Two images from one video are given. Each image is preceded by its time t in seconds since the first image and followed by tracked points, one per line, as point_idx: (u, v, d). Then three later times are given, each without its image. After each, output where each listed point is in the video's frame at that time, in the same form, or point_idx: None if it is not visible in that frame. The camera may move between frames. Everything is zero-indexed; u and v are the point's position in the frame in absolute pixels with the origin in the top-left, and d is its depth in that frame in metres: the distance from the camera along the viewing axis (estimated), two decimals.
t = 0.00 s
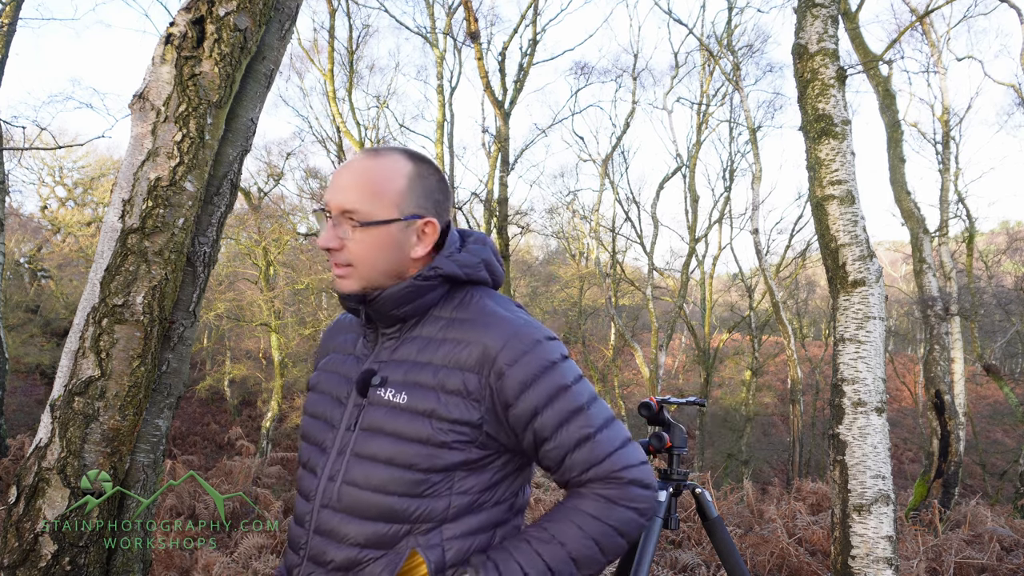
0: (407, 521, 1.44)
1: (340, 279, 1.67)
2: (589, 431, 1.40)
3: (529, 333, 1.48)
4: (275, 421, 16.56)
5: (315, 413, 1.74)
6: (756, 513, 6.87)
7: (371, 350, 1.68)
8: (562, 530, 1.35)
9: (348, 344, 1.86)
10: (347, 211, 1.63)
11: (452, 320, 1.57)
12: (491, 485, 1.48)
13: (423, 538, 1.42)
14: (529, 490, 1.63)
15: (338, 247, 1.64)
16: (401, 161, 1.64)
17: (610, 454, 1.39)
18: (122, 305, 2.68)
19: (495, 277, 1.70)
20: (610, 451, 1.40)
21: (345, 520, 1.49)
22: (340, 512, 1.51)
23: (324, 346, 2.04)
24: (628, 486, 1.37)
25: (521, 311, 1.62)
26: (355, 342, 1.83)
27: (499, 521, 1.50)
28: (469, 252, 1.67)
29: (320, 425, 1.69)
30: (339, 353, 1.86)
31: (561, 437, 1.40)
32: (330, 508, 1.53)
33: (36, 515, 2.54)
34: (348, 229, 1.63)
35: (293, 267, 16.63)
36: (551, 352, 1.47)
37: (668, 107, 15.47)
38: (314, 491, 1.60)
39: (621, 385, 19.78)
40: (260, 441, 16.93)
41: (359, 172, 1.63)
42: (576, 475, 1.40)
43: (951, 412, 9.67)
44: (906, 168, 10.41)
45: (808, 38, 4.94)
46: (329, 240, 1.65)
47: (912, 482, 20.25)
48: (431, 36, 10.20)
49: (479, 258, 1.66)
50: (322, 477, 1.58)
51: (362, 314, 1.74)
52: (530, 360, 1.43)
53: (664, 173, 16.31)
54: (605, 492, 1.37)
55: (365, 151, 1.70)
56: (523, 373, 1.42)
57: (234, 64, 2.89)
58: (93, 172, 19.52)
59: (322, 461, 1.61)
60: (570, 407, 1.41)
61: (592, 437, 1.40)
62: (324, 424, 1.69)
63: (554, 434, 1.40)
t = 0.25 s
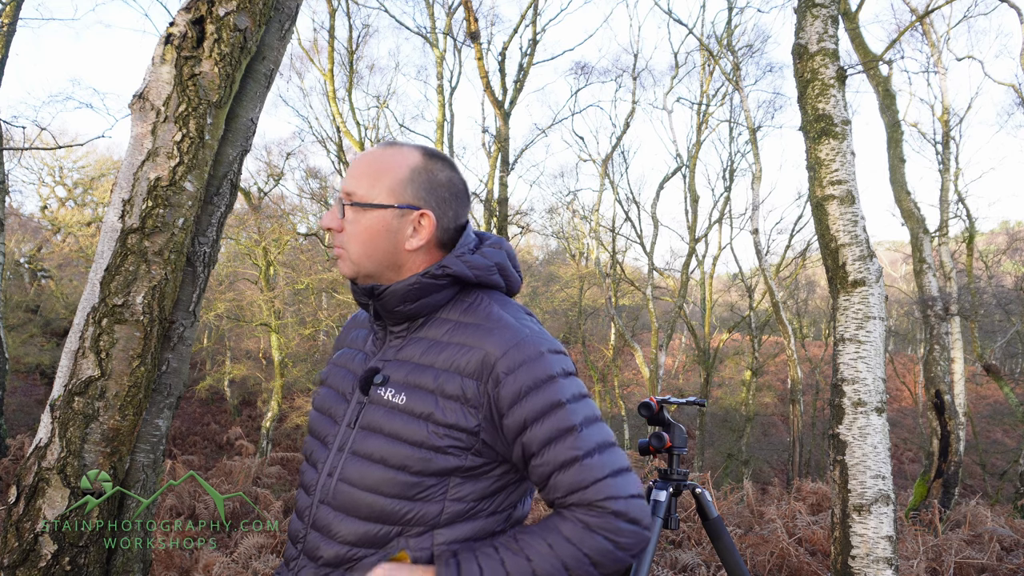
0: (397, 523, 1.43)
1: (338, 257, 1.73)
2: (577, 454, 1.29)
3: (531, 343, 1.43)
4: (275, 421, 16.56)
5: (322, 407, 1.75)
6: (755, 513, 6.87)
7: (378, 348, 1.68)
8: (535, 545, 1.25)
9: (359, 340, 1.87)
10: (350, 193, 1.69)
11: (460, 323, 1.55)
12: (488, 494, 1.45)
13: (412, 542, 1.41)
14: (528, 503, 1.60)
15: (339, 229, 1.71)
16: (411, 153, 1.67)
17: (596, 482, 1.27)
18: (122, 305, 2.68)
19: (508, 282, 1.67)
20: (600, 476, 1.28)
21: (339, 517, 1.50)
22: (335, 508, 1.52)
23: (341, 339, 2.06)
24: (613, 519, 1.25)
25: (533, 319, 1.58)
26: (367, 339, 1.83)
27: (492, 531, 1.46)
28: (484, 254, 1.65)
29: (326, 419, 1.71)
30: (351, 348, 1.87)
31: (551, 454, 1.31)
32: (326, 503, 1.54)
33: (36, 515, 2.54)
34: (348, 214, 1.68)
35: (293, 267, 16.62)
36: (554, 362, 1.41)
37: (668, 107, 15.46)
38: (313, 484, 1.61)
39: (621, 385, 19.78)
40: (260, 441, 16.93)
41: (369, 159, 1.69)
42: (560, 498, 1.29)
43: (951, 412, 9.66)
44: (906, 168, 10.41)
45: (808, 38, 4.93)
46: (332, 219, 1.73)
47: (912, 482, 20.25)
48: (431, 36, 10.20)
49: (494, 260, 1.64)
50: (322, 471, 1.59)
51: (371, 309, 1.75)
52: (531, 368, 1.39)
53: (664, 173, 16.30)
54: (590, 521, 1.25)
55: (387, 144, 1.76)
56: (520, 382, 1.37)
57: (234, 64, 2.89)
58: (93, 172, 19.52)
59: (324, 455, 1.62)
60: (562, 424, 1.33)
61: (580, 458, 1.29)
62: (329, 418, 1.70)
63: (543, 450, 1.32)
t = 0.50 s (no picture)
0: (381, 519, 1.40)
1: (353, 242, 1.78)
2: (561, 458, 1.26)
3: (524, 341, 1.36)
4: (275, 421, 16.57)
5: (329, 397, 1.74)
6: (755, 513, 6.87)
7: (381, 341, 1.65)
8: (516, 543, 1.26)
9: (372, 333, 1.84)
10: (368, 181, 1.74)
11: (455, 318, 1.48)
12: (477, 496, 1.39)
13: (394, 538, 1.38)
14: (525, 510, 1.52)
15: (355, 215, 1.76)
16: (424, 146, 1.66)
17: (578, 487, 1.24)
18: (122, 305, 2.68)
19: (514, 279, 1.56)
20: (582, 482, 1.24)
21: (329, 507, 1.49)
22: (326, 497, 1.50)
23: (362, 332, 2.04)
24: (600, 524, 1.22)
25: (535, 319, 1.49)
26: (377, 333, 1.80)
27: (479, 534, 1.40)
28: (488, 248, 1.55)
29: (330, 410, 1.70)
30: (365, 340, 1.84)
31: (536, 456, 1.27)
32: (318, 493, 1.53)
33: (36, 515, 2.54)
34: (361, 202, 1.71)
35: (293, 266, 16.61)
36: (546, 362, 1.34)
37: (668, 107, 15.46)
38: (314, 473, 1.61)
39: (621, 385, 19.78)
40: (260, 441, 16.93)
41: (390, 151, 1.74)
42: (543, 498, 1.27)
43: (951, 412, 9.67)
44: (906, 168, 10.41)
45: (808, 39, 4.94)
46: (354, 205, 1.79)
47: (912, 482, 20.26)
48: (431, 36, 10.21)
49: (495, 256, 1.53)
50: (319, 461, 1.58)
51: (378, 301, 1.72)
52: (521, 366, 1.32)
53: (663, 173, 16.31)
54: (574, 526, 1.23)
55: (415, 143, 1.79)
56: (507, 381, 1.32)
57: (234, 64, 2.89)
58: (93, 172, 19.53)
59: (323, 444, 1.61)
60: (547, 429, 1.27)
61: (562, 464, 1.25)
62: (333, 408, 1.69)
63: (528, 452, 1.29)
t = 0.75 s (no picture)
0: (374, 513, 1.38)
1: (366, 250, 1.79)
2: (543, 446, 1.23)
3: (513, 333, 1.34)
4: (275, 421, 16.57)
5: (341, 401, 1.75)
6: (756, 513, 6.87)
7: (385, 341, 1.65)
8: (501, 518, 1.24)
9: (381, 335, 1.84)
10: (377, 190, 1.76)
11: (450, 312, 1.47)
12: (468, 489, 1.36)
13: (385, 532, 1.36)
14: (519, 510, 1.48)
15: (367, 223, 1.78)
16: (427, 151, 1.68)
17: (561, 473, 1.21)
18: (122, 305, 2.68)
19: (512, 275, 1.54)
20: (565, 470, 1.21)
21: (327, 499, 1.48)
22: (325, 490, 1.50)
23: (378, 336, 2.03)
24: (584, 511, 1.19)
25: (532, 314, 1.47)
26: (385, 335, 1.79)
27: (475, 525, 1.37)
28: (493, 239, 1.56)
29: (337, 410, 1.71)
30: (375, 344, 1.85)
31: (519, 445, 1.25)
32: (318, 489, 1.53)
33: (36, 515, 2.54)
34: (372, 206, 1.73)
35: (293, 267, 16.60)
36: (530, 352, 1.32)
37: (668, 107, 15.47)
38: (319, 467, 1.62)
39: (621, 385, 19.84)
40: (260, 441, 16.92)
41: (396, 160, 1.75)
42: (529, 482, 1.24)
43: (951, 412, 9.67)
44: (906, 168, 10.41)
45: (808, 39, 4.93)
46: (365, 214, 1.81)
47: (912, 482, 20.26)
48: (431, 36, 10.21)
49: (490, 251, 1.52)
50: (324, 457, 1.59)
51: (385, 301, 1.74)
52: (507, 356, 1.31)
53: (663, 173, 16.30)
54: (560, 508, 1.20)
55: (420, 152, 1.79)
56: (491, 372, 1.31)
57: (234, 64, 2.89)
58: (93, 172, 19.53)
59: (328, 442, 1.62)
60: (531, 416, 1.25)
61: (544, 452, 1.23)
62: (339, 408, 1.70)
63: (513, 441, 1.26)
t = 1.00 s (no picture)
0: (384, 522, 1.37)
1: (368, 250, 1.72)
2: (531, 459, 1.25)
3: (518, 340, 1.35)
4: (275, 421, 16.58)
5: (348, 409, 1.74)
6: (756, 513, 6.87)
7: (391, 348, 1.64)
8: (479, 554, 1.26)
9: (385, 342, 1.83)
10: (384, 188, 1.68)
11: (456, 317, 1.47)
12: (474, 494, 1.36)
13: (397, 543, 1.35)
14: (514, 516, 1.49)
15: (370, 220, 1.70)
16: (448, 157, 1.65)
17: (542, 494, 1.22)
18: (122, 305, 2.68)
19: (519, 278, 1.54)
20: (545, 489, 1.22)
21: (335, 508, 1.47)
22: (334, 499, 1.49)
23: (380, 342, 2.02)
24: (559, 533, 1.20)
25: (535, 319, 1.48)
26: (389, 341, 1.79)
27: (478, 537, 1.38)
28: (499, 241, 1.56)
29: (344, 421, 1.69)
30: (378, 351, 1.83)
31: (511, 454, 1.27)
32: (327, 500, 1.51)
33: (36, 515, 2.54)
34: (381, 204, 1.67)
35: (293, 267, 16.60)
36: (531, 360, 1.33)
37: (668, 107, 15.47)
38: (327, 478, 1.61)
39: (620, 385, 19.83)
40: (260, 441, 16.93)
41: (407, 159, 1.68)
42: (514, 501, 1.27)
43: (951, 412, 9.67)
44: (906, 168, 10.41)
45: (808, 38, 4.93)
46: (365, 210, 1.72)
47: (912, 482, 20.26)
48: (431, 36, 10.21)
49: (498, 254, 1.52)
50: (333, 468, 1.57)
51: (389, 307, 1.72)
52: (510, 363, 1.32)
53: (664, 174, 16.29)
54: (535, 538, 1.21)
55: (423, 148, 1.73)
56: (495, 378, 1.32)
57: (234, 64, 2.89)
58: (93, 172, 19.53)
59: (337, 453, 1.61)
60: (526, 426, 1.26)
61: (531, 464, 1.25)
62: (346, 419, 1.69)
63: (505, 450, 1.28)
